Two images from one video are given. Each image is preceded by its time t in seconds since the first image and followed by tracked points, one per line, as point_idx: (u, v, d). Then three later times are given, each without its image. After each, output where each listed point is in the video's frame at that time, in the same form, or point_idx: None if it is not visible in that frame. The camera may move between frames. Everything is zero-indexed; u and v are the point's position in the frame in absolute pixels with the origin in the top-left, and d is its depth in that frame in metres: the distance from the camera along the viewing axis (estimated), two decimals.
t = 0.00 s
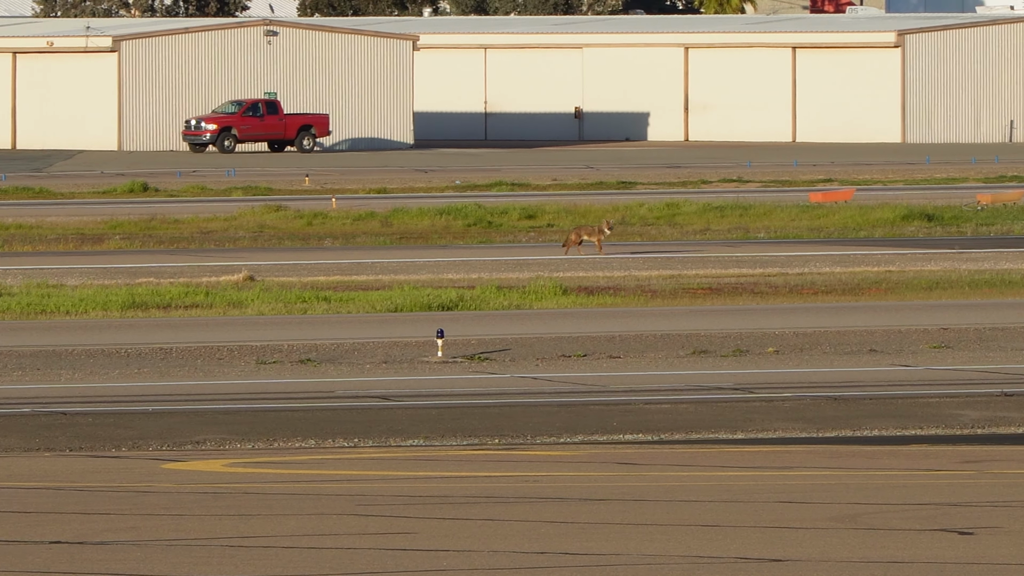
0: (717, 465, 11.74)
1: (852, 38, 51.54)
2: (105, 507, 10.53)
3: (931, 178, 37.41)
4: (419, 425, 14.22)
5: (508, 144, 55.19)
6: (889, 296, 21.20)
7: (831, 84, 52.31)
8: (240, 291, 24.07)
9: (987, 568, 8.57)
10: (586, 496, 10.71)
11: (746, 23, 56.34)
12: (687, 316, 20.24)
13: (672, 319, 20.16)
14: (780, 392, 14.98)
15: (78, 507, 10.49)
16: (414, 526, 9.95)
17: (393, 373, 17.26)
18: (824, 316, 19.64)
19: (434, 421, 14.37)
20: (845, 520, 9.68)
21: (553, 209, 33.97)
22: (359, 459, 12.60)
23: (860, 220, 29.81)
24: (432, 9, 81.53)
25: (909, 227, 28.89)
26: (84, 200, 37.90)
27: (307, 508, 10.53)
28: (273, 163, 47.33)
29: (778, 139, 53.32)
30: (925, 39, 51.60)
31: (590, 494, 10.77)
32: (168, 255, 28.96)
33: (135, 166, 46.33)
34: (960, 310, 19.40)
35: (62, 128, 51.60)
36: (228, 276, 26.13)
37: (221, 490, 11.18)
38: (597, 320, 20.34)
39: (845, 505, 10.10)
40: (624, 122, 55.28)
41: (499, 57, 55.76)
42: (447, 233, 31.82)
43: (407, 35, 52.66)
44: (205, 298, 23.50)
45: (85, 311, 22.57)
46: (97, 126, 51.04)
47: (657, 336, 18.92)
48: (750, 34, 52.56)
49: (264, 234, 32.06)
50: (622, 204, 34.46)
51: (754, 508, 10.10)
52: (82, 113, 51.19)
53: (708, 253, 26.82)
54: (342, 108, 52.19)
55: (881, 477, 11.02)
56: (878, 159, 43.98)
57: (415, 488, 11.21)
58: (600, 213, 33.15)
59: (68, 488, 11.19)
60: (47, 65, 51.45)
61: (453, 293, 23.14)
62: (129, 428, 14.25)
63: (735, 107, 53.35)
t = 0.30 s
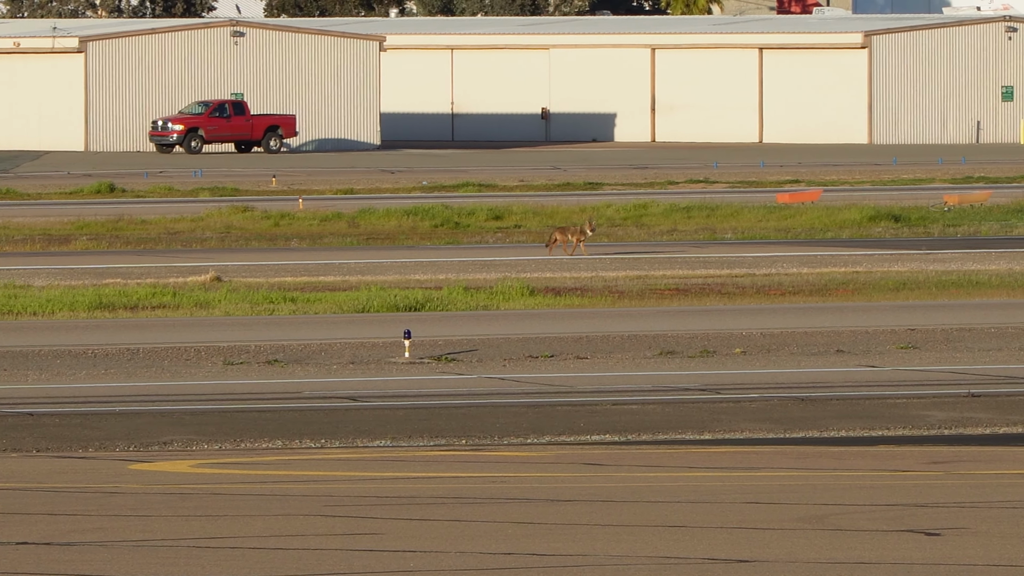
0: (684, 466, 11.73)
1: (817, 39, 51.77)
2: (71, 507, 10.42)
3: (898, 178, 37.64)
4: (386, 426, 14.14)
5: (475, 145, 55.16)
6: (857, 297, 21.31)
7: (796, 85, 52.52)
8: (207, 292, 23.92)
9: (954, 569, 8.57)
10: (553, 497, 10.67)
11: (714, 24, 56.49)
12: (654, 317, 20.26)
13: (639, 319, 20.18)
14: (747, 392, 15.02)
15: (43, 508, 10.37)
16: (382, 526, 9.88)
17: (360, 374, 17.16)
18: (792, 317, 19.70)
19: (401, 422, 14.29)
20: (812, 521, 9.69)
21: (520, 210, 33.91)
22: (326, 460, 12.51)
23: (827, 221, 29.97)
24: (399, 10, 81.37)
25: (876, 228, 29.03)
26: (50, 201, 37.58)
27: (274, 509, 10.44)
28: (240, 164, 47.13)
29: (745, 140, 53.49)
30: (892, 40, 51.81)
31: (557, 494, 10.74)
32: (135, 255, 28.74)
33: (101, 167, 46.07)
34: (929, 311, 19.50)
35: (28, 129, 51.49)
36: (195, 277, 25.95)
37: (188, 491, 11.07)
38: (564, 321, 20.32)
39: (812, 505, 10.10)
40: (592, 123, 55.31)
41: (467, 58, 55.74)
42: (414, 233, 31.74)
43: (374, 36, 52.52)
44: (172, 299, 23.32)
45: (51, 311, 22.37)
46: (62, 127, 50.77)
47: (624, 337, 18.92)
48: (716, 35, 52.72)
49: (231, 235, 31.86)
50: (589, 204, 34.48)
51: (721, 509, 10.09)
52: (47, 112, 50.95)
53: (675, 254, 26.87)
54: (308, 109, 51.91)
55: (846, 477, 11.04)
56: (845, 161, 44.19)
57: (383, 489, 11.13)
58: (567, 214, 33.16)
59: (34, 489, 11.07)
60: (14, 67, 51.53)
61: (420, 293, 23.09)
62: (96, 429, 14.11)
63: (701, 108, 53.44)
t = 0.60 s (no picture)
0: (658, 467, 11.68)
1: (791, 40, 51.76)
2: (45, 508, 10.30)
3: (873, 179, 37.76)
4: (360, 427, 14.05)
5: (448, 146, 55.05)
6: (831, 298, 21.32)
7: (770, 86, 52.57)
8: (181, 293, 23.70)
9: (928, 569, 8.55)
10: (526, 497, 10.61)
11: (687, 25, 56.55)
12: (628, 317, 20.22)
13: (614, 319, 20.14)
14: (721, 393, 14.99)
15: (17, 509, 10.25)
16: (358, 527, 9.79)
17: (333, 375, 17.05)
18: (766, 317, 19.70)
19: (376, 422, 14.20)
20: (786, 521, 9.66)
21: (494, 210, 33.84)
22: (300, 460, 12.40)
23: (801, 222, 30.00)
24: (373, 10, 81.17)
25: (851, 228, 29.08)
26: (23, 202, 37.23)
27: (249, 509, 10.34)
28: (215, 164, 46.89)
29: (719, 140, 53.58)
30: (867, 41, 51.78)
31: (532, 495, 10.68)
32: (107, 257, 28.42)
33: (75, 167, 45.75)
34: (904, 311, 19.54)
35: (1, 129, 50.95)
36: (169, 277, 25.70)
37: (163, 492, 10.96)
38: (538, 321, 20.26)
39: (785, 506, 10.07)
40: (565, 123, 55.32)
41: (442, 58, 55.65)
42: (388, 234, 31.58)
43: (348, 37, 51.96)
44: (146, 300, 23.10)
45: (24, 312, 22.12)
46: (36, 127, 50.33)
47: (598, 338, 18.87)
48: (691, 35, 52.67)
49: (205, 235, 31.64)
50: (563, 205, 34.41)
51: (696, 509, 10.04)
52: (19, 112, 50.46)
53: (650, 255, 26.80)
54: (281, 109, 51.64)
55: (820, 478, 11.01)
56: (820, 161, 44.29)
57: (358, 489, 11.04)
58: (540, 215, 33.11)
59: (9, 491, 10.93)
60: None
61: (394, 294, 22.95)
62: (71, 429, 13.95)
63: (675, 108, 53.50)
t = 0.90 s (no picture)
0: (629, 468, 11.58)
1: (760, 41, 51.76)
2: (14, 510, 10.12)
3: (842, 181, 37.83)
4: (330, 428, 13.89)
5: (419, 147, 54.88)
6: (800, 299, 21.28)
7: (740, 86, 52.42)
8: (151, 294, 23.42)
9: (900, 569, 8.47)
10: (497, 498, 10.49)
11: (657, 26, 56.57)
12: (599, 319, 20.14)
13: (585, 321, 20.05)
14: (691, 394, 14.91)
15: None
16: (327, 528, 9.65)
17: (303, 377, 16.85)
18: (736, 319, 19.66)
19: (345, 424, 14.05)
20: (757, 523, 9.57)
21: (463, 212, 33.69)
22: (269, 462, 12.23)
23: (771, 223, 29.99)
24: (343, 11, 80.84)
25: (820, 230, 29.11)
26: None
27: (219, 511, 10.18)
28: (184, 165, 46.54)
29: (689, 142, 53.61)
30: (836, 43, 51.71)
31: (503, 496, 10.56)
32: (75, 259, 28.05)
33: (44, 168, 45.29)
34: (874, 312, 19.54)
35: None
36: (138, 279, 25.41)
37: (133, 493, 10.78)
38: (508, 323, 20.13)
39: (756, 508, 9.98)
40: (535, 125, 55.24)
41: (412, 60, 55.50)
42: (358, 235, 31.36)
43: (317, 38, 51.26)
44: (115, 301, 22.82)
45: None
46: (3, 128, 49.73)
47: (568, 340, 18.76)
48: (662, 37, 52.66)
49: (174, 237, 31.33)
50: (533, 206, 34.29)
51: (667, 511, 9.95)
52: None
53: (620, 257, 26.71)
54: (251, 109, 51.23)
55: (791, 480, 10.93)
56: (790, 163, 44.30)
57: (327, 491, 10.89)
58: (510, 216, 32.99)
59: None
60: None
61: (364, 296, 22.71)
62: (40, 431, 13.72)
63: (646, 110, 53.52)
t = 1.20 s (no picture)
0: (605, 470, 11.50)
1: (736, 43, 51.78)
2: None
3: (817, 182, 37.90)
4: (306, 430, 13.75)
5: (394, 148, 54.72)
6: (776, 301, 21.27)
7: (716, 87, 52.45)
8: (127, 296, 23.23)
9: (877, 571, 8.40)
10: (473, 500, 10.37)
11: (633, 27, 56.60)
12: (576, 321, 20.05)
13: (561, 323, 19.96)
14: (667, 396, 14.85)
15: None
16: (303, 530, 9.52)
17: (277, 379, 16.69)
18: (712, 321, 19.60)
19: (321, 426, 13.92)
20: (733, 524, 9.50)
21: (439, 213, 33.54)
22: (245, 463, 12.07)
23: (747, 225, 30.03)
24: (319, 12, 80.57)
25: (796, 231, 29.14)
26: None
27: (194, 512, 10.05)
28: (159, 167, 46.23)
29: (665, 144, 53.57)
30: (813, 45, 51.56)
31: (478, 498, 10.45)
32: (50, 260, 27.81)
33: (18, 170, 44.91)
34: (851, 314, 19.51)
35: None
36: (115, 280, 25.24)
37: (109, 495, 10.63)
38: (484, 324, 20.05)
39: (733, 509, 9.91)
40: (510, 126, 55.20)
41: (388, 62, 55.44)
42: (333, 237, 31.20)
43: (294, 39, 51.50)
44: (92, 303, 22.63)
45: None
46: None
47: (544, 341, 18.68)
48: (638, 38, 52.66)
49: (150, 239, 31.10)
50: (509, 208, 34.23)
51: (644, 512, 9.86)
52: None
53: (595, 259, 26.66)
54: (225, 110, 50.90)
55: (768, 481, 10.86)
56: (766, 164, 44.33)
57: (303, 492, 10.76)
58: (486, 218, 32.90)
59: None
60: None
61: (341, 298, 22.59)
62: (15, 433, 13.54)
63: (621, 112, 53.52)
